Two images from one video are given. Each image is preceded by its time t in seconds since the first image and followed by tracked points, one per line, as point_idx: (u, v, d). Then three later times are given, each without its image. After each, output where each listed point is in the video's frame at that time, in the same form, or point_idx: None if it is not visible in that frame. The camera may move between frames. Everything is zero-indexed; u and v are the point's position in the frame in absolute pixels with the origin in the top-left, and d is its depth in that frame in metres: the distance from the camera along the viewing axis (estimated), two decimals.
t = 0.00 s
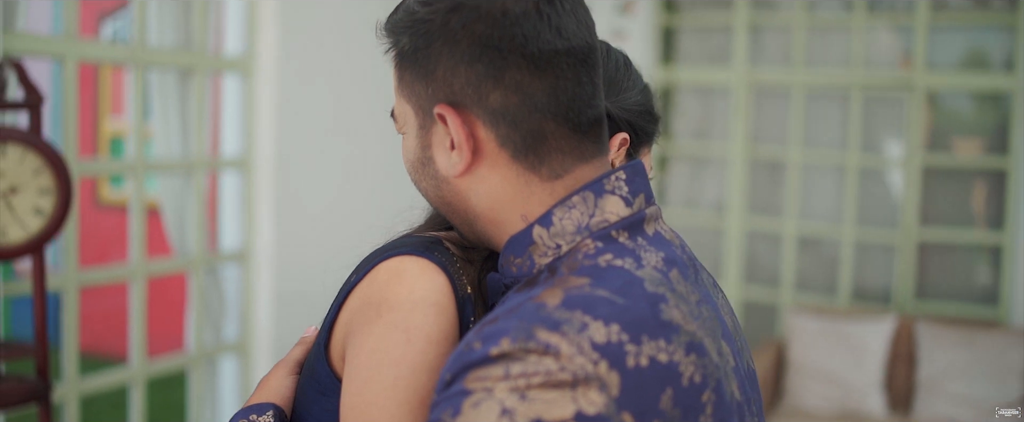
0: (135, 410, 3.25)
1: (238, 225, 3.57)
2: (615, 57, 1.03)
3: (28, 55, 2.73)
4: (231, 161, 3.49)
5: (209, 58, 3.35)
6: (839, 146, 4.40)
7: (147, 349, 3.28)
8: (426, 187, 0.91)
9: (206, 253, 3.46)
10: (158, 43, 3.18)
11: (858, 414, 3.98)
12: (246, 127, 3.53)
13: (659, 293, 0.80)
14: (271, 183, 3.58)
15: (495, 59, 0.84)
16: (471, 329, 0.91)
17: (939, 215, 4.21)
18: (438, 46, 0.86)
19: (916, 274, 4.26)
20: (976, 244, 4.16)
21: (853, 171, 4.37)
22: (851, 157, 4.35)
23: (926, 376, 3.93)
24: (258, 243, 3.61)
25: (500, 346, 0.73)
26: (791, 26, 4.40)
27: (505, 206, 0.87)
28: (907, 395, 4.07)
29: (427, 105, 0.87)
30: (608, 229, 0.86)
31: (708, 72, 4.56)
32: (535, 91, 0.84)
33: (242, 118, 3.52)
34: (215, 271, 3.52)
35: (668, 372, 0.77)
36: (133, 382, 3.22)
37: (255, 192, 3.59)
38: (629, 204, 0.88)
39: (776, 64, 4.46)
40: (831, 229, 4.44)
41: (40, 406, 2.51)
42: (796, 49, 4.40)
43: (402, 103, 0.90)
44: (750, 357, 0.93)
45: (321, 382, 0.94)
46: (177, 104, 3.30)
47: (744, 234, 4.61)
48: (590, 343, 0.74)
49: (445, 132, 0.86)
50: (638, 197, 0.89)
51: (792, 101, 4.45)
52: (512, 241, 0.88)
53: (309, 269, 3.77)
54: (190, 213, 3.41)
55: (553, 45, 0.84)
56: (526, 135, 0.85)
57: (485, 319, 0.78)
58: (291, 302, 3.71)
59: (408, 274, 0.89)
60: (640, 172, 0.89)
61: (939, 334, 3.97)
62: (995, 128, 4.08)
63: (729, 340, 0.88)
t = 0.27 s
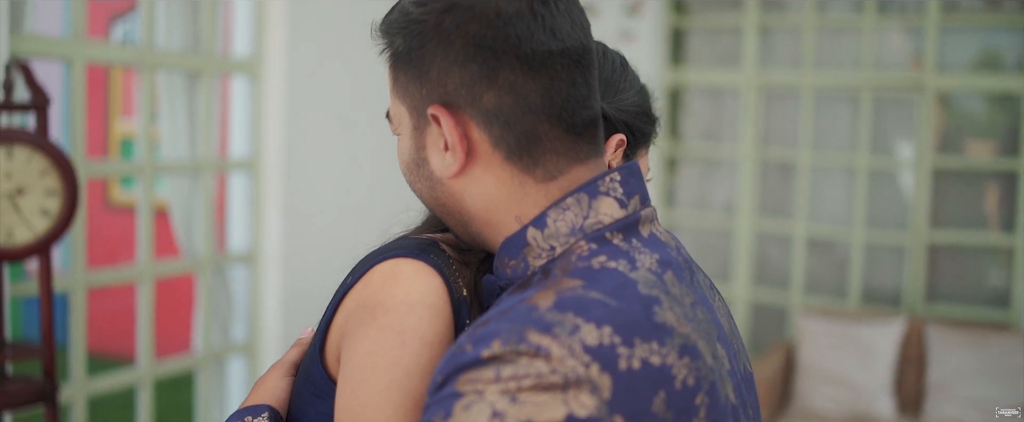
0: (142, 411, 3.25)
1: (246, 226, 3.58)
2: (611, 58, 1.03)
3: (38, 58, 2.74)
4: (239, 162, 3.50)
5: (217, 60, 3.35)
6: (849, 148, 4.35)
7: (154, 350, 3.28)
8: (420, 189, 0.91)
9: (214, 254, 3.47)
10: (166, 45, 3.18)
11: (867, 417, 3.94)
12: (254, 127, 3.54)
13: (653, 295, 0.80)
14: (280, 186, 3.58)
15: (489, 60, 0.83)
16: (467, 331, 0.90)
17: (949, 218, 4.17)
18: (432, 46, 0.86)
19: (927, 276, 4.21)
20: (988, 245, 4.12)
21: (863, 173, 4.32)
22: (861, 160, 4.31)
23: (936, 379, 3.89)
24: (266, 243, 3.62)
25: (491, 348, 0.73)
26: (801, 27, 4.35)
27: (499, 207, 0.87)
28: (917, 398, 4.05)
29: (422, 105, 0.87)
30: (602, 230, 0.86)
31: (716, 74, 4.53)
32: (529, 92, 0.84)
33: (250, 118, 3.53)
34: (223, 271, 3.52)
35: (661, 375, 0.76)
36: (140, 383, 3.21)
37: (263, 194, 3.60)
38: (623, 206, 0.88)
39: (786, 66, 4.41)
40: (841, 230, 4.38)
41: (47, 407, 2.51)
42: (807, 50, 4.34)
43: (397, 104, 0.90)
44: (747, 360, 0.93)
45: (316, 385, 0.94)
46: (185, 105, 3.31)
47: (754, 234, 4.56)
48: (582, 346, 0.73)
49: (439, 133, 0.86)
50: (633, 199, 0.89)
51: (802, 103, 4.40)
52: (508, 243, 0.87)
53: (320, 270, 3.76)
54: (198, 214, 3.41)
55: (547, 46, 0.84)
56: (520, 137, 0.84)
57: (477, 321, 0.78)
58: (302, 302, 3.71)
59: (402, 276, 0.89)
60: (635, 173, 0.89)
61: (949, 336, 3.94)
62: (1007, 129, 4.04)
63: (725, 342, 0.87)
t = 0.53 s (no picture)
0: (152, 411, 3.25)
1: (256, 228, 3.59)
2: (609, 59, 1.03)
3: (50, 59, 2.74)
4: (250, 164, 3.50)
5: (227, 60, 3.35)
6: (862, 149, 4.30)
7: (164, 352, 3.28)
8: (414, 189, 0.90)
9: (225, 256, 3.46)
10: (176, 46, 3.18)
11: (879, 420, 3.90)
12: (264, 130, 3.55)
13: (645, 297, 0.79)
14: (290, 187, 3.58)
15: (482, 61, 0.83)
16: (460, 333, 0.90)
17: (963, 220, 4.12)
18: (425, 47, 0.85)
19: (940, 279, 4.17)
20: (1002, 248, 4.07)
21: (876, 175, 4.26)
22: (874, 162, 4.25)
23: (949, 382, 3.85)
24: (276, 245, 3.62)
25: (479, 350, 0.72)
26: (813, 29, 4.30)
27: (492, 208, 0.87)
28: (930, 401, 4.01)
29: (415, 106, 0.87)
30: (596, 232, 0.85)
31: (729, 76, 4.47)
32: (522, 93, 0.83)
33: (260, 121, 3.53)
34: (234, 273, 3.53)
35: (652, 378, 0.76)
36: (151, 384, 3.21)
37: (274, 196, 3.60)
38: (617, 207, 0.87)
39: (799, 68, 4.36)
40: (853, 233, 4.33)
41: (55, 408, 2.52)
42: (819, 52, 4.30)
43: (391, 105, 0.90)
44: (742, 364, 0.92)
45: (310, 387, 0.93)
46: (195, 106, 3.32)
47: (766, 237, 4.51)
48: (571, 348, 0.73)
49: (432, 134, 0.86)
50: (627, 201, 0.88)
51: (814, 104, 4.35)
52: (501, 245, 0.87)
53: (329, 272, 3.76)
54: (209, 216, 3.42)
55: (541, 47, 0.83)
56: (513, 137, 0.84)
57: (468, 323, 0.77)
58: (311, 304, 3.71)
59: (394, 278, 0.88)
60: (629, 174, 0.89)
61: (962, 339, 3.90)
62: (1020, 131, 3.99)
63: (720, 345, 0.87)
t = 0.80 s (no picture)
0: (162, 412, 3.27)
1: (266, 230, 3.60)
2: (605, 60, 1.03)
3: (59, 62, 2.75)
4: (260, 166, 3.51)
5: (237, 63, 3.35)
6: (875, 152, 4.25)
7: (175, 353, 3.29)
8: (407, 190, 0.90)
9: (235, 258, 3.47)
10: (187, 49, 3.20)
11: None
12: (274, 132, 3.56)
13: (636, 300, 0.78)
14: (301, 189, 3.59)
15: (474, 61, 0.82)
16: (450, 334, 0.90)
17: (978, 224, 4.06)
18: (417, 47, 0.84)
19: (954, 282, 4.12)
20: (1017, 250, 4.01)
21: (889, 176, 4.21)
22: (887, 163, 4.21)
23: (962, 386, 3.81)
24: (286, 247, 3.62)
25: (467, 353, 0.72)
26: (827, 31, 4.26)
27: (484, 209, 0.86)
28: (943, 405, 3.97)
29: (408, 108, 0.86)
30: (588, 234, 0.84)
31: (740, 77, 4.44)
32: (515, 94, 0.82)
33: (270, 123, 3.55)
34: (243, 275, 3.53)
35: (641, 381, 0.75)
36: (161, 385, 3.22)
37: (284, 199, 3.60)
38: (610, 209, 0.86)
39: (812, 70, 4.32)
40: (866, 236, 4.28)
41: (64, 409, 2.52)
42: (832, 54, 4.25)
43: (384, 106, 0.89)
44: (734, 367, 0.91)
45: (302, 389, 0.94)
46: (205, 107, 3.32)
47: (779, 239, 4.47)
48: (560, 351, 0.72)
49: (425, 134, 0.85)
50: (621, 202, 0.87)
51: (827, 107, 4.31)
52: (493, 246, 0.87)
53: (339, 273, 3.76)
54: (219, 218, 3.42)
55: (533, 47, 0.82)
56: (506, 137, 0.83)
57: (457, 325, 0.77)
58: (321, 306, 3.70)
59: (385, 279, 0.88)
60: (622, 175, 0.88)
61: (975, 343, 3.86)
62: None
63: (713, 348, 0.86)
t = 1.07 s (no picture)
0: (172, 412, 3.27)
1: (276, 231, 3.60)
2: (601, 60, 1.03)
3: (70, 63, 2.76)
4: (271, 168, 3.51)
5: (247, 64, 3.35)
6: (889, 154, 4.21)
7: (184, 354, 3.29)
8: (402, 192, 0.90)
9: (245, 260, 3.47)
10: (197, 51, 3.21)
11: None
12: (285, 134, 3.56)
13: (629, 301, 0.78)
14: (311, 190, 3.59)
15: (466, 61, 0.82)
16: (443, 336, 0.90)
17: (992, 225, 4.02)
18: (410, 47, 0.84)
19: (968, 285, 4.08)
20: None
21: (902, 179, 4.18)
22: (900, 166, 4.17)
23: (975, 389, 3.78)
24: (297, 248, 3.63)
25: (456, 354, 0.71)
26: (839, 32, 4.23)
27: (478, 210, 0.86)
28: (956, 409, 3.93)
29: (401, 109, 0.86)
30: (581, 235, 0.84)
31: (752, 79, 4.41)
32: (508, 94, 0.82)
33: (280, 124, 3.56)
34: (253, 276, 3.53)
35: (632, 384, 0.74)
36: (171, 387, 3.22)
37: (294, 201, 3.61)
38: (603, 210, 0.86)
39: (824, 71, 4.28)
40: (879, 238, 4.25)
41: (73, 410, 2.52)
42: (845, 55, 4.22)
43: (378, 107, 0.89)
44: (729, 370, 0.91)
45: (296, 390, 0.93)
46: (215, 109, 3.33)
47: (791, 242, 4.44)
48: (549, 353, 0.72)
49: (417, 135, 0.85)
50: (615, 202, 0.87)
51: (840, 108, 4.28)
52: (486, 248, 0.86)
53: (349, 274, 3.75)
54: (229, 219, 3.42)
55: (526, 47, 0.82)
56: (499, 138, 0.83)
57: (447, 327, 0.76)
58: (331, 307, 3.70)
59: (378, 281, 0.88)
60: (617, 177, 0.88)
61: (988, 346, 3.83)
62: None
63: (708, 351, 0.86)
